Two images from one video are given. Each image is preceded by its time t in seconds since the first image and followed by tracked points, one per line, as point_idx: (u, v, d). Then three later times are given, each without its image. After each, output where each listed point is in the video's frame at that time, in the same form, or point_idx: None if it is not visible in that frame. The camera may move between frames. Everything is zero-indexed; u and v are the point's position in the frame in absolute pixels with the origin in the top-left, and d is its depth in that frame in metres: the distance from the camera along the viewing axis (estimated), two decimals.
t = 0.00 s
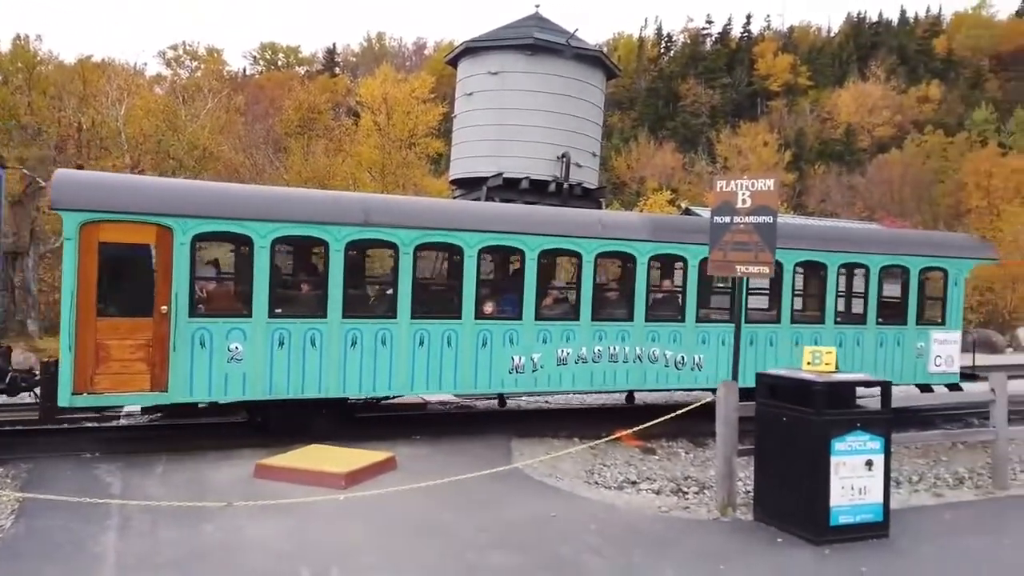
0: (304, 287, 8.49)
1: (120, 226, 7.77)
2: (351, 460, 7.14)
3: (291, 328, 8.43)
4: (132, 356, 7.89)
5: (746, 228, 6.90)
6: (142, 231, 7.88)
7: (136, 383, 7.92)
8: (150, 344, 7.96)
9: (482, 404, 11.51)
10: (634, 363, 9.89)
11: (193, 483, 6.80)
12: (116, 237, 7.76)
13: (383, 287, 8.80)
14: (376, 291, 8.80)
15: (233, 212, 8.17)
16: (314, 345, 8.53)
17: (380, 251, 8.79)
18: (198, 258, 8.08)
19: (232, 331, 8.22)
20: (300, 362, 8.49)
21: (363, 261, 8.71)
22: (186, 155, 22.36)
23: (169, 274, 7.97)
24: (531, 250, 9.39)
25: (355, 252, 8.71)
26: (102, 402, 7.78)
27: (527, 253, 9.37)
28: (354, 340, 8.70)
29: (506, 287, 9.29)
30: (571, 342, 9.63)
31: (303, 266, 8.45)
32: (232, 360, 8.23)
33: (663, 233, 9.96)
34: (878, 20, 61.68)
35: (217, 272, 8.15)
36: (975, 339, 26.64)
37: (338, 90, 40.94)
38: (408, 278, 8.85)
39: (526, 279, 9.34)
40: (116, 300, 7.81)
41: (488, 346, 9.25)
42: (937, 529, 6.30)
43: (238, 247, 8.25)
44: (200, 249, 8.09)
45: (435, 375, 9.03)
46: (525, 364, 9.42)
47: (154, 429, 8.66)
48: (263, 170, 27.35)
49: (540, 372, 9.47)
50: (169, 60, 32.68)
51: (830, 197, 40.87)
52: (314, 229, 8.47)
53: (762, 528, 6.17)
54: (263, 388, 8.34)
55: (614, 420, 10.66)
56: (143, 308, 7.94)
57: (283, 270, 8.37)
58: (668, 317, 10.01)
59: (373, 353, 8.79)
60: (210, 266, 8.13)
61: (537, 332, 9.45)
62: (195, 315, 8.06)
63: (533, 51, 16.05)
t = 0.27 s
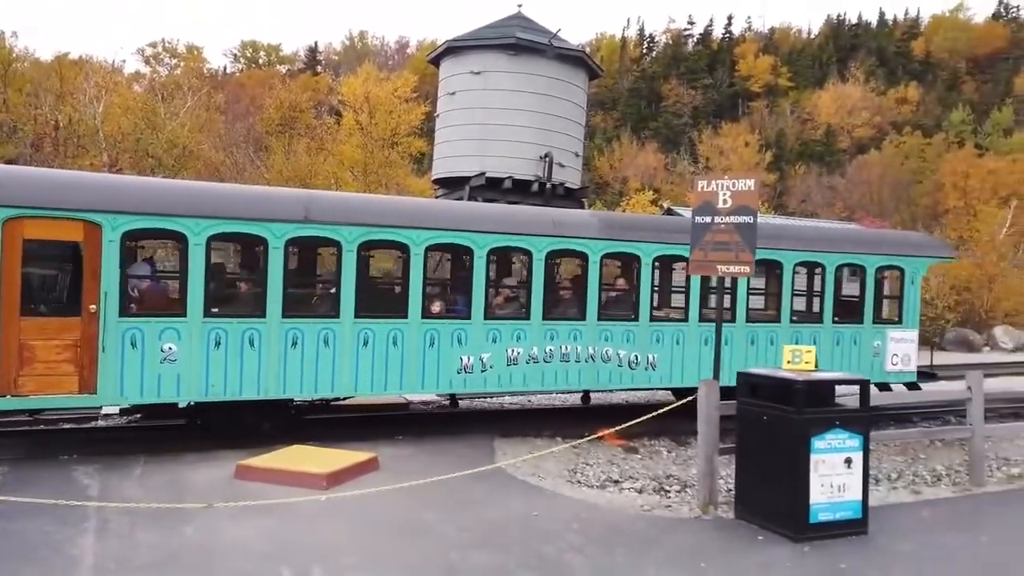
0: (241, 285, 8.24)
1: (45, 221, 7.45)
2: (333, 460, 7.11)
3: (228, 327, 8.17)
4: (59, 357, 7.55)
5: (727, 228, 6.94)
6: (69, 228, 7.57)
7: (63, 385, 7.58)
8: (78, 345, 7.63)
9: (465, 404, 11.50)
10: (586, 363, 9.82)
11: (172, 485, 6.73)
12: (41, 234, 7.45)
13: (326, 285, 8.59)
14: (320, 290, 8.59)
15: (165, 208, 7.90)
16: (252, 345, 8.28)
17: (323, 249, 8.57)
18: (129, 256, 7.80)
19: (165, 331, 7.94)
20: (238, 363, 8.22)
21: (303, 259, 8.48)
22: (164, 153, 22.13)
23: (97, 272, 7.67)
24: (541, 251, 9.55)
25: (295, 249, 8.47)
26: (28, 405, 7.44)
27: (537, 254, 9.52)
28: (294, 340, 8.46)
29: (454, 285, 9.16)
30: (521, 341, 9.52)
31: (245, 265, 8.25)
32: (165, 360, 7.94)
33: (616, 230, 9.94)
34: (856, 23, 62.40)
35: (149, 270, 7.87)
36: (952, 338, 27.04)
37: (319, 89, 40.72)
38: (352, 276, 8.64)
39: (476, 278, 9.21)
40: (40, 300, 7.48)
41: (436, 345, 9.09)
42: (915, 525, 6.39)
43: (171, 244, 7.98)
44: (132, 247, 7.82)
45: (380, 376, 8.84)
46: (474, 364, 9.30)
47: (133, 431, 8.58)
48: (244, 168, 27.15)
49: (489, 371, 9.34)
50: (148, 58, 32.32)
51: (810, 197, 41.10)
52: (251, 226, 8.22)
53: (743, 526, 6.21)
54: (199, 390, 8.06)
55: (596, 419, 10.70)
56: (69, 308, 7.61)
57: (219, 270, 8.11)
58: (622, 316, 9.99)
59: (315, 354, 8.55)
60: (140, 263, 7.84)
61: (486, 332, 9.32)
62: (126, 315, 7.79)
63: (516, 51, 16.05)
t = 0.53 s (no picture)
0: (193, 284, 8.04)
1: None
2: (330, 460, 7.10)
3: (179, 327, 7.98)
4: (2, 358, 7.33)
5: (724, 228, 6.94)
6: (12, 224, 7.34)
7: (7, 386, 7.37)
8: (21, 345, 7.41)
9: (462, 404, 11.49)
10: (552, 364, 9.65)
11: (169, 485, 6.72)
12: None
13: (282, 284, 8.40)
14: (277, 289, 8.40)
15: (113, 204, 7.69)
16: (204, 346, 8.08)
17: (276, 247, 8.37)
18: (73, 253, 7.58)
19: (113, 331, 7.74)
20: (189, 363, 8.03)
21: (257, 257, 8.28)
22: (161, 152, 22.05)
23: (41, 270, 7.45)
24: (503, 250, 9.35)
25: (248, 246, 8.27)
26: None
27: (499, 252, 9.32)
28: (248, 341, 8.25)
29: (415, 284, 9.00)
30: (485, 341, 9.34)
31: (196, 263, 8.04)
32: (113, 361, 7.73)
33: (583, 228, 9.74)
34: (853, 23, 62.56)
35: (97, 268, 7.66)
36: (948, 338, 27.22)
37: (315, 89, 40.65)
38: (308, 274, 8.47)
39: (435, 277, 9.06)
40: None
41: (396, 345, 8.92)
42: (911, 525, 6.40)
43: (120, 241, 7.78)
44: (75, 244, 7.58)
45: (337, 376, 8.66)
46: (436, 365, 9.12)
47: (130, 431, 8.56)
48: (240, 167, 27.11)
49: (451, 372, 9.17)
50: (144, 57, 32.24)
51: (807, 197, 41.15)
52: (202, 223, 8.02)
53: (741, 526, 6.21)
54: (149, 391, 7.89)
55: (594, 419, 10.71)
56: (13, 307, 7.39)
57: (171, 268, 7.93)
58: (588, 316, 9.81)
59: (269, 354, 8.35)
60: (87, 260, 7.62)
61: (448, 331, 9.15)
62: (72, 315, 7.58)
63: (512, 50, 16.05)
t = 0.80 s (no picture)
0: (153, 283, 7.91)
1: None
2: (336, 460, 7.11)
3: (137, 326, 7.85)
4: None
5: (730, 228, 6.93)
6: None
7: None
8: None
9: (467, 405, 11.49)
10: (525, 364, 9.60)
11: (175, 484, 6.74)
12: None
13: (246, 282, 8.28)
14: (243, 288, 8.29)
15: (69, 200, 7.55)
16: (163, 346, 7.95)
17: (238, 245, 8.25)
18: (27, 250, 7.43)
19: (69, 330, 7.59)
20: (148, 363, 7.90)
21: (219, 254, 8.18)
22: (166, 153, 22.06)
23: None
24: (475, 248, 9.31)
25: (209, 244, 8.15)
26: None
27: (471, 251, 9.29)
28: (209, 340, 8.12)
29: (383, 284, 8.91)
30: (457, 341, 9.27)
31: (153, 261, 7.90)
32: (68, 361, 7.58)
33: (556, 225, 9.74)
34: (858, 23, 62.42)
35: (53, 266, 7.53)
36: (955, 339, 27.28)
37: (320, 89, 40.65)
38: (272, 273, 8.36)
39: (406, 276, 8.98)
40: None
41: (364, 345, 8.82)
42: (918, 525, 6.39)
43: (77, 239, 7.65)
44: (29, 241, 7.44)
45: (303, 377, 8.54)
46: (405, 365, 9.03)
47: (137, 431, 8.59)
48: (245, 168, 27.16)
49: (421, 372, 9.09)
50: (150, 57, 32.28)
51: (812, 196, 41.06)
52: (161, 220, 7.89)
53: (747, 526, 6.20)
54: (107, 392, 7.73)
55: (599, 419, 10.71)
56: None
57: (129, 266, 7.79)
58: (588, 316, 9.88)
59: (232, 354, 8.23)
60: (42, 258, 7.49)
61: (418, 331, 9.07)
62: (26, 313, 7.43)
63: (517, 50, 16.04)
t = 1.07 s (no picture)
0: (199, 286, 8.21)
1: None
2: (419, 461, 7.24)
3: (184, 328, 8.15)
4: (14, 358, 7.60)
5: (815, 230, 6.74)
6: (22, 227, 7.64)
7: (18, 386, 7.63)
8: (33, 345, 7.67)
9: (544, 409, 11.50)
10: (568, 368, 9.47)
11: (266, 482, 6.99)
12: None
13: (289, 285, 8.51)
14: (286, 291, 8.52)
15: (119, 207, 7.94)
16: (210, 347, 8.22)
17: (281, 248, 8.49)
18: (81, 255, 7.84)
19: (120, 332, 7.95)
20: (194, 364, 8.18)
21: (260, 258, 8.43)
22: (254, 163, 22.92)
23: (50, 272, 7.72)
24: (516, 250, 9.27)
25: (253, 249, 8.41)
26: None
27: (512, 253, 9.25)
28: (252, 342, 8.35)
29: (424, 287, 8.99)
30: (498, 345, 9.24)
31: (197, 264, 8.19)
32: (119, 361, 7.94)
33: (597, 227, 9.66)
34: (949, 16, 59.73)
35: (105, 270, 7.91)
36: None
37: (397, 98, 41.48)
38: (313, 276, 8.56)
39: (448, 279, 9.03)
40: None
41: (404, 348, 8.89)
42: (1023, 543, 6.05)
43: (128, 244, 8.03)
44: (83, 246, 7.85)
45: (343, 379, 8.68)
46: (446, 368, 9.06)
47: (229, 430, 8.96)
48: (327, 176, 27.99)
49: (462, 376, 9.10)
50: (237, 72, 33.65)
51: (901, 196, 39.42)
52: (204, 225, 8.19)
53: (836, 538, 6.00)
54: (156, 391, 8.04)
55: (679, 425, 10.56)
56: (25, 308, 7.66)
57: (174, 269, 8.11)
58: (663, 320, 9.82)
59: (274, 356, 8.44)
60: (94, 262, 7.88)
61: (458, 335, 9.09)
62: (80, 315, 7.82)
63: (591, 54, 16.02)
